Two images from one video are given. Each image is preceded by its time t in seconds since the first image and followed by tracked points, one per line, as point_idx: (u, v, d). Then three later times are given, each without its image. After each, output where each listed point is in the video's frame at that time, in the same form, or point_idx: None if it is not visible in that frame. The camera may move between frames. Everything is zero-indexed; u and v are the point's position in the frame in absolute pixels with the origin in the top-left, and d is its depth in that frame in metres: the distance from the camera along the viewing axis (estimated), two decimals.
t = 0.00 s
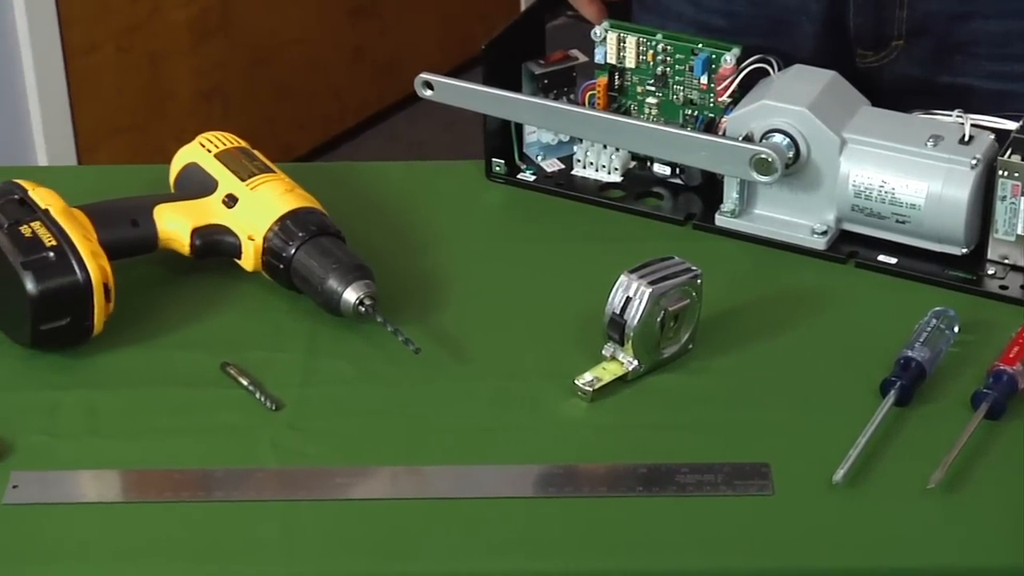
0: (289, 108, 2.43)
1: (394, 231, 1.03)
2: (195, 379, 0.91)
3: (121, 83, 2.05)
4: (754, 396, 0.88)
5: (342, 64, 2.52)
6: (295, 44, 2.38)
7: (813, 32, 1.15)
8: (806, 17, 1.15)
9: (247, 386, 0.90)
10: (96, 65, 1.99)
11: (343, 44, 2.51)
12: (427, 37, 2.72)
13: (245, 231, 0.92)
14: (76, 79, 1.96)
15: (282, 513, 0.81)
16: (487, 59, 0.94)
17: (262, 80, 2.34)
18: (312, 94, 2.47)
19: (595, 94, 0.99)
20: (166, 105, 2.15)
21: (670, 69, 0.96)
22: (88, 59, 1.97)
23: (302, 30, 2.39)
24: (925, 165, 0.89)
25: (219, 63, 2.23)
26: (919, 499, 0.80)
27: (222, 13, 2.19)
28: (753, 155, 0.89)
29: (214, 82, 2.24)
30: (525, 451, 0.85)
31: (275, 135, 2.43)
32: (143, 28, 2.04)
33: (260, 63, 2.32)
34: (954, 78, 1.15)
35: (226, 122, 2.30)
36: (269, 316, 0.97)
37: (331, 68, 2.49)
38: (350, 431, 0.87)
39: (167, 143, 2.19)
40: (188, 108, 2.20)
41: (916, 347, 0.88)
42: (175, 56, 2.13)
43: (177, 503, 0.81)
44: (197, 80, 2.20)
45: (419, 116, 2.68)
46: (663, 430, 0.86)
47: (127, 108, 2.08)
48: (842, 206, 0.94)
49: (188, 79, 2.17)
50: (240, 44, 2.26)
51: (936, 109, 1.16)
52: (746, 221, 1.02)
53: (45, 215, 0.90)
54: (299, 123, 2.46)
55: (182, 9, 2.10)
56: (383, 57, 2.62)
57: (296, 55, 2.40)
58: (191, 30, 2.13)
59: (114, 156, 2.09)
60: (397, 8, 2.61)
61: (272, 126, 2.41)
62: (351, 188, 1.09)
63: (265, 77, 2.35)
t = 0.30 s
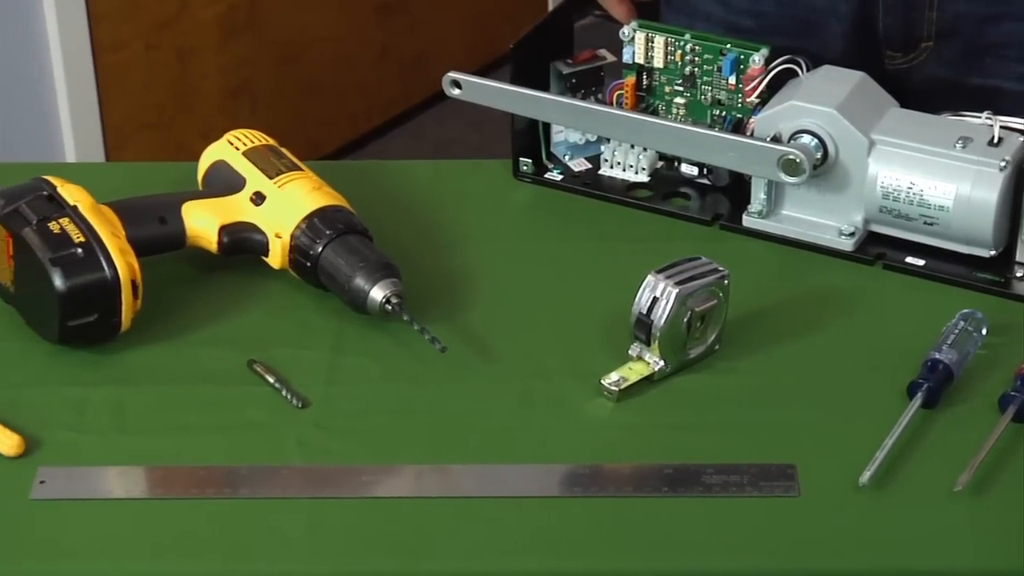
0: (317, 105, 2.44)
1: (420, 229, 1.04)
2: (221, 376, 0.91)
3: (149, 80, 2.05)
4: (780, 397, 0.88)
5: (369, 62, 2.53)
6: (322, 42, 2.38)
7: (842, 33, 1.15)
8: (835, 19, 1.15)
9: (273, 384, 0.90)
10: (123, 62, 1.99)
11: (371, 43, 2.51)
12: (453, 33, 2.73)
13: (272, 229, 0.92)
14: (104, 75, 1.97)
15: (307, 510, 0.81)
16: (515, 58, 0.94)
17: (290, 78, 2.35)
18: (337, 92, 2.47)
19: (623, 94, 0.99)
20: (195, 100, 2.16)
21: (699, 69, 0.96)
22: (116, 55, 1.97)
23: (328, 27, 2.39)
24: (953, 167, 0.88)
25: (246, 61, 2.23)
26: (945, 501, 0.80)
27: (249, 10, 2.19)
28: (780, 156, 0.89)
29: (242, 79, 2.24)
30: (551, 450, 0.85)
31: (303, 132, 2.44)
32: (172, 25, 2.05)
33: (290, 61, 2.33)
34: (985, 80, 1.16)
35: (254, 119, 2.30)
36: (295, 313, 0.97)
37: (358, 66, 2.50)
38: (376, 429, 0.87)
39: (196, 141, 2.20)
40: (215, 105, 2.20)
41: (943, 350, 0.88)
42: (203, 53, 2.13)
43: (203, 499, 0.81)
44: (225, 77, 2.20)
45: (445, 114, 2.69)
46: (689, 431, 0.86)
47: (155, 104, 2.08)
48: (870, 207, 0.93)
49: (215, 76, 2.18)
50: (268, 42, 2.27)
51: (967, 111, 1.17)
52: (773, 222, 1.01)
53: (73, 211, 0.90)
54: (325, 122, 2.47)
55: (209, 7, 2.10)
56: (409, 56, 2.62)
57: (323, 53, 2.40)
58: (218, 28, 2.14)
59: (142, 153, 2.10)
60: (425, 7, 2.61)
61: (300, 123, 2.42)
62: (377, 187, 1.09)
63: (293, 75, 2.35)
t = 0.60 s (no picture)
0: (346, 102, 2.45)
1: (446, 229, 1.04)
2: (247, 373, 0.91)
3: (178, 78, 2.06)
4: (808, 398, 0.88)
5: (397, 61, 2.53)
6: (351, 40, 2.39)
7: (871, 33, 1.17)
8: (865, 19, 1.17)
9: (300, 381, 0.90)
10: (153, 59, 2.00)
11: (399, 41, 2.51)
12: (480, 33, 2.73)
13: (300, 227, 0.93)
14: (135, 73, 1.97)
15: (333, 508, 0.81)
16: (545, 57, 0.94)
17: (318, 75, 2.36)
18: (362, 91, 2.47)
19: (652, 94, 0.99)
20: (223, 97, 2.17)
21: (728, 70, 0.96)
22: (146, 53, 1.98)
23: (358, 24, 2.39)
24: (983, 169, 0.88)
25: (277, 59, 2.24)
26: (973, 504, 0.80)
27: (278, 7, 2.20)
28: (809, 157, 0.89)
29: (272, 79, 2.26)
30: (578, 450, 0.85)
31: (331, 129, 2.44)
32: (201, 23, 2.06)
33: (317, 60, 2.34)
34: (1015, 82, 1.16)
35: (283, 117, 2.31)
36: (322, 311, 0.97)
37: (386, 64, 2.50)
38: (402, 427, 0.87)
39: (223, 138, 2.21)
40: (244, 102, 2.21)
41: (972, 353, 0.87)
42: (232, 50, 2.14)
43: (230, 496, 0.82)
44: (253, 74, 2.21)
45: (473, 113, 2.70)
46: (716, 431, 0.86)
47: (184, 102, 2.09)
48: (898, 209, 0.93)
49: (244, 74, 2.19)
50: (298, 41, 2.27)
51: (997, 111, 1.17)
52: (802, 223, 1.01)
53: (102, 209, 0.90)
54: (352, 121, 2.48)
55: (239, 5, 2.11)
56: (438, 54, 2.62)
57: (352, 50, 2.40)
58: (248, 25, 2.15)
59: (171, 150, 2.11)
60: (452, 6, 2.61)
61: (329, 121, 2.42)
62: (403, 185, 1.09)
63: (323, 77, 2.37)
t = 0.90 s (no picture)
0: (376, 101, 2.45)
1: (472, 228, 1.04)
2: (275, 371, 0.91)
3: (208, 75, 2.07)
4: (836, 400, 0.88)
5: (427, 61, 2.53)
6: (380, 40, 2.39)
7: (901, 33, 1.17)
8: (896, 20, 1.17)
9: (329, 379, 0.90)
10: (182, 57, 2.00)
11: (429, 41, 2.51)
12: (510, 33, 2.73)
13: (329, 225, 0.93)
14: (163, 72, 1.98)
15: (360, 505, 0.81)
16: (575, 57, 0.95)
17: (347, 75, 2.36)
18: (393, 91, 2.48)
19: (682, 94, 0.99)
20: (252, 95, 2.18)
21: (758, 70, 0.96)
22: (175, 51, 1.98)
23: (387, 27, 2.39)
24: (1014, 171, 0.87)
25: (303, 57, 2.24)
26: (1001, 508, 0.79)
27: (308, 5, 2.20)
28: (840, 158, 0.89)
29: (301, 76, 2.26)
30: (606, 450, 0.85)
31: (360, 128, 2.44)
32: (230, 21, 2.07)
33: (346, 58, 2.34)
34: None
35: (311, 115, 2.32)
36: (349, 309, 0.97)
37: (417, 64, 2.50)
38: (430, 426, 0.87)
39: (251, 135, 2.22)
40: (273, 100, 2.22)
41: (1002, 354, 0.87)
42: (262, 48, 2.15)
43: (258, 494, 0.82)
44: (282, 72, 2.22)
45: (503, 112, 2.70)
46: (744, 432, 0.86)
47: (214, 100, 2.10)
48: (928, 211, 0.93)
49: (274, 72, 2.20)
50: (328, 41, 2.28)
51: None
52: (832, 224, 1.01)
53: (132, 205, 0.91)
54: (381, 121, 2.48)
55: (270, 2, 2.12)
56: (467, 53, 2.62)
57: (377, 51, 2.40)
58: (278, 23, 2.16)
59: (199, 147, 2.11)
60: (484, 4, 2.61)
61: (358, 119, 2.42)
62: (431, 184, 1.09)
63: (354, 75, 2.37)
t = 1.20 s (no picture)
0: (406, 100, 2.45)
1: (500, 228, 1.04)
2: (303, 368, 0.91)
3: (239, 72, 2.08)
4: (866, 401, 0.88)
5: (458, 58, 2.53)
6: (409, 39, 2.38)
7: (935, 34, 1.18)
8: (930, 20, 1.18)
9: (358, 377, 0.90)
10: (216, 55, 2.02)
11: (460, 39, 2.51)
12: (542, 32, 2.72)
13: (359, 223, 0.93)
14: (195, 70, 1.99)
15: (388, 504, 0.81)
16: (606, 56, 0.95)
17: (377, 72, 2.36)
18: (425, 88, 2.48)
19: (713, 95, 0.99)
20: (284, 94, 2.19)
21: (789, 72, 0.96)
22: (209, 49, 2.00)
23: (418, 24, 2.39)
24: None
25: (333, 56, 2.24)
26: None
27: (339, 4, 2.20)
28: (871, 160, 0.88)
29: (332, 75, 2.27)
30: (634, 450, 0.85)
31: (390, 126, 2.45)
32: (261, 20, 2.07)
33: (377, 57, 2.34)
34: None
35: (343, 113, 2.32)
36: (378, 308, 0.97)
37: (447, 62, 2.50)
38: (459, 425, 0.87)
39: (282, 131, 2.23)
40: (305, 99, 2.23)
41: None
42: (294, 46, 2.16)
43: (286, 491, 0.82)
44: (313, 70, 2.22)
45: (534, 112, 2.70)
46: (774, 434, 0.86)
47: (244, 98, 2.11)
48: (960, 213, 0.93)
49: (305, 70, 2.20)
50: (360, 40, 2.29)
51: None
52: (863, 226, 1.01)
53: (163, 202, 0.91)
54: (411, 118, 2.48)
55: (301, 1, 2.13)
56: (498, 51, 2.62)
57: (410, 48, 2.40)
58: (309, 22, 2.16)
59: (229, 144, 2.13)
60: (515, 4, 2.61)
61: (388, 117, 2.43)
62: (461, 184, 1.09)
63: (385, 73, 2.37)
